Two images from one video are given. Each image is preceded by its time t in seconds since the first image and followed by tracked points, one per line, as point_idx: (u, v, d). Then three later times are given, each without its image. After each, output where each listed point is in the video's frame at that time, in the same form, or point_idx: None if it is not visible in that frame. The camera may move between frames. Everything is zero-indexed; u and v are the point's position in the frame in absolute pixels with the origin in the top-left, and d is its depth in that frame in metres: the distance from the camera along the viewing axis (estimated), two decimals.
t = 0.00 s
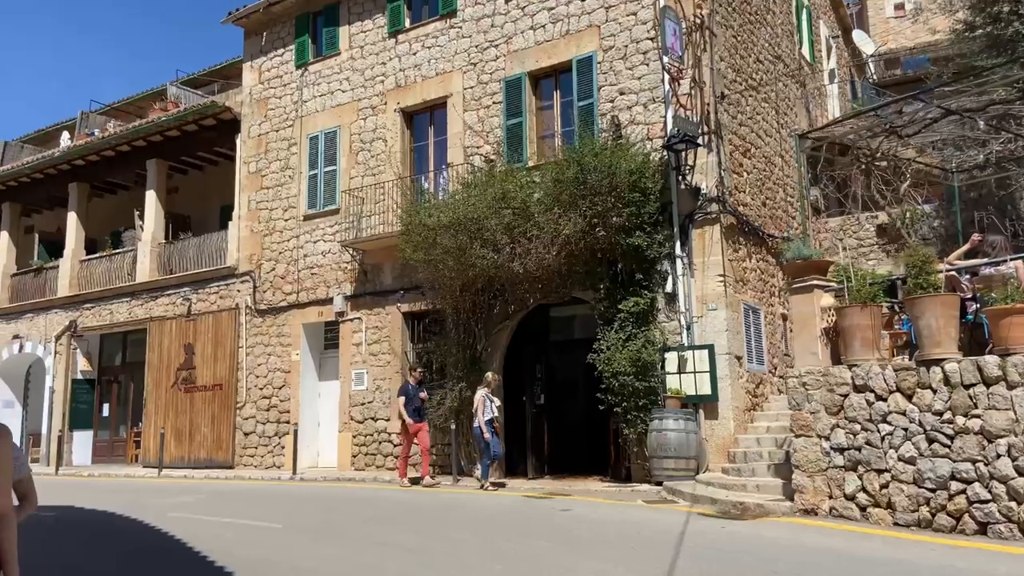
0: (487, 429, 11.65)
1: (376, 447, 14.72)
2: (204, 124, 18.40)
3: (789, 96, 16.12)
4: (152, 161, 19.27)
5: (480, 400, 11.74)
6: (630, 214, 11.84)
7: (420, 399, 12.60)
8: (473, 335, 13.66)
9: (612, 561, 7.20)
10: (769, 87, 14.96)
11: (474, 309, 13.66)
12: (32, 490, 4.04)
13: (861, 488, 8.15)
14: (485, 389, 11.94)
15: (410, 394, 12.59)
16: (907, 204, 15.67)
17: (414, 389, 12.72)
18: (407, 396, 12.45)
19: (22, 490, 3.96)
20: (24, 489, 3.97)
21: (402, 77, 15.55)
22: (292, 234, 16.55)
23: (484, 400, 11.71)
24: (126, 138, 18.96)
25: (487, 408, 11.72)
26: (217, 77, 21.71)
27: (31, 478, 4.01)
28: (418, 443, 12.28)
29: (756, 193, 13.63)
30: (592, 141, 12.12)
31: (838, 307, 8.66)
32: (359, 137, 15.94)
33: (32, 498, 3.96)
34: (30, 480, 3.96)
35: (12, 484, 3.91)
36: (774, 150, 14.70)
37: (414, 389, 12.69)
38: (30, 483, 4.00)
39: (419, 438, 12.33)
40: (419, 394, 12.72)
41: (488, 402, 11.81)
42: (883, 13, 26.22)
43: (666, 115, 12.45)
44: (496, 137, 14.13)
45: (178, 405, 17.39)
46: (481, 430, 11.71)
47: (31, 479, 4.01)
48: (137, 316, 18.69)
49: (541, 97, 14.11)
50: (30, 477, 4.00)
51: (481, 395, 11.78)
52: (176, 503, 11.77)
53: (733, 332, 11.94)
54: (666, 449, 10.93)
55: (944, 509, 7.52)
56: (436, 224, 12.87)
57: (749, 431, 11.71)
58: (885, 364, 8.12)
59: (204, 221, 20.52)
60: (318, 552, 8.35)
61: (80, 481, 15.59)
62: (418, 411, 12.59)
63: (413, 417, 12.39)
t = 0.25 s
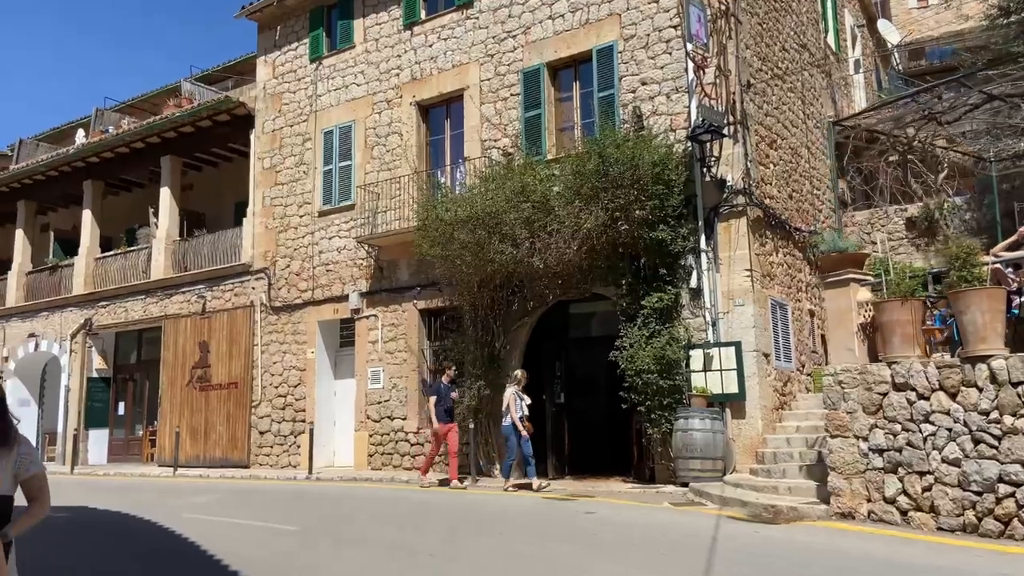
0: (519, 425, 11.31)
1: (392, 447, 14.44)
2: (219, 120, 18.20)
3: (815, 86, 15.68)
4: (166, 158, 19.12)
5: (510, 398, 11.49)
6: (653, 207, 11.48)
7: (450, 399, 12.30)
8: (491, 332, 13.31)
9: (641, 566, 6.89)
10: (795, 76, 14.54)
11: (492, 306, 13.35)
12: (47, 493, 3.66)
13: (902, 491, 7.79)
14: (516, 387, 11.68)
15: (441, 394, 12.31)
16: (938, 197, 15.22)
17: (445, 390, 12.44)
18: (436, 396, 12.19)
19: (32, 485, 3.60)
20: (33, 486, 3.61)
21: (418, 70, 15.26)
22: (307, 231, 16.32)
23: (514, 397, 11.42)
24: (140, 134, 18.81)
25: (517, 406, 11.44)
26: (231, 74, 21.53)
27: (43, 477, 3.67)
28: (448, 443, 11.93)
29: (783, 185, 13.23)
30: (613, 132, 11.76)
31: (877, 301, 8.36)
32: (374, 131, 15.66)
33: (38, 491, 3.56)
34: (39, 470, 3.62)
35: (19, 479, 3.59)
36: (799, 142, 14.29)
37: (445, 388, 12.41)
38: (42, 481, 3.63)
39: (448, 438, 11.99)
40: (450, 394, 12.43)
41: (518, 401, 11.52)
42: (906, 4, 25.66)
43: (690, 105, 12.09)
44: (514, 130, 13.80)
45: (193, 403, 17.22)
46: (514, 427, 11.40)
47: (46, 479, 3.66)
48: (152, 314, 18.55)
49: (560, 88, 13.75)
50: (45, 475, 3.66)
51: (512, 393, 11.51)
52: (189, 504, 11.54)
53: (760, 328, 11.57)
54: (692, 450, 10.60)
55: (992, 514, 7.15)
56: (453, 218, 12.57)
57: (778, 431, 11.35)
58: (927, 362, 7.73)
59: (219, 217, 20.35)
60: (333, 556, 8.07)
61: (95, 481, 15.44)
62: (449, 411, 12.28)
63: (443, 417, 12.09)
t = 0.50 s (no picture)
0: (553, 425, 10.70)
1: (411, 445, 14.19)
2: (235, 115, 18.04)
3: (843, 75, 15.25)
4: (183, 154, 18.99)
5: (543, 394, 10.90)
6: (679, 198, 11.12)
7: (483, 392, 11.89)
8: (511, 328, 12.97)
9: (675, 571, 6.57)
10: (823, 64, 14.13)
11: (512, 300, 12.95)
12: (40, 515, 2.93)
13: (947, 492, 7.42)
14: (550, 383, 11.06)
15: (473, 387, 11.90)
16: (971, 188, 14.77)
17: (479, 382, 12.01)
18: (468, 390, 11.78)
19: (23, 500, 2.90)
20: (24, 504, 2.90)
21: (436, 62, 14.99)
22: (324, 226, 16.11)
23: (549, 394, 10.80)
24: (156, 130, 18.69)
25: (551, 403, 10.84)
26: (247, 69, 21.38)
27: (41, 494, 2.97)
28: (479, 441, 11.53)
29: (812, 176, 12.86)
30: (637, 122, 11.41)
31: (919, 293, 8.02)
32: (392, 125, 15.42)
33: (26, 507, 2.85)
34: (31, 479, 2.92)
35: (10, 493, 2.91)
36: (828, 131, 13.89)
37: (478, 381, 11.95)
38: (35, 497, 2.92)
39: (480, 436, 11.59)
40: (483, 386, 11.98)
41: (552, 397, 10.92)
42: None
43: (717, 93, 11.73)
44: (535, 121, 13.51)
45: (211, 401, 17.08)
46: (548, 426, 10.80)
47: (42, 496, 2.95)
48: (169, 311, 18.43)
49: (581, 78, 13.43)
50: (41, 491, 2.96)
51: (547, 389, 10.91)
52: (205, 503, 11.35)
53: (791, 323, 11.21)
54: (721, 448, 10.27)
55: None
56: (473, 212, 12.28)
57: (809, 429, 10.99)
58: (973, 357, 7.36)
59: (235, 214, 20.22)
60: (351, 557, 7.81)
61: (113, 479, 15.33)
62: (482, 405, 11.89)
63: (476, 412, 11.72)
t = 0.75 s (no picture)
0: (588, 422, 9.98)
1: (433, 442, 13.95)
2: (254, 109, 17.89)
3: (874, 62, 14.80)
4: (202, 149, 18.89)
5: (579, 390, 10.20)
6: (709, 188, 10.77)
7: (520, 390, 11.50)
8: (535, 323, 12.67)
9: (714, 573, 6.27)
10: (855, 51, 13.70)
11: (536, 294, 12.64)
12: (40, 510, 2.69)
13: (998, 492, 7.07)
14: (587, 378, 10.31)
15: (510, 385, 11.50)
16: (1010, 177, 14.27)
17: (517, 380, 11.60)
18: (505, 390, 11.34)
19: (17, 497, 2.65)
20: (18, 505, 2.63)
21: (456, 52, 14.72)
22: (344, 220, 15.92)
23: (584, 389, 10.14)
24: (176, 126, 18.59)
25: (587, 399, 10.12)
26: (267, 64, 21.25)
27: (36, 485, 2.74)
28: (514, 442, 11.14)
29: (845, 165, 12.48)
30: (665, 109, 11.06)
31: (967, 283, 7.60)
32: (412, 117, 15.18)
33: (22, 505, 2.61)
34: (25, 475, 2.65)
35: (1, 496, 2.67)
36: (860, 119, 13.46)
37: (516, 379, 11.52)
38: (31, 493, 2.66)
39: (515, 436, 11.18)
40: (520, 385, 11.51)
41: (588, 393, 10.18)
42: None
43: (747, 80, 11.37)
44: (558, 111, 13.20)
45: (231, 397, 16.96)
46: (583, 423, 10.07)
47: (39, 491, 2.70)
48: (189, 307, 18.34)
49: (605, 67, 13.09)
50: (38, 485, 2.71)
51: (582, 384, 10.29)
52: (226, 501, 11.19)
53: (825, 317, 10.84)
54: (754, 446, 9.93)
55: None
56: (495, 204, 11.99)
57: (844, 426, 10.62)
58: None
59: (255, 210, 20.10)
60: (374, 557, 7.57)
61: (134, 476, 15.28)
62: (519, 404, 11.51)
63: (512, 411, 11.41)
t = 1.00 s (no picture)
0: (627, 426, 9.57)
1: (457, 442, 13.70)
2: (274, 105, 17.75)
3: (910, 49, 14.32)
4: (223, 147, 18.79)
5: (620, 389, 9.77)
6: (741, 180, 10.40)
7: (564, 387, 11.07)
8: (560, 319, 12.36)
9: None
10: (890, 37, 13.24)
11: (562, 290, 12.33)
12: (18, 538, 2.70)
13: None
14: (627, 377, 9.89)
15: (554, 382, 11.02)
16: None
17: (560, 376, 11.17)
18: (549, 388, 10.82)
19: None
20: None
21: (478, 44, 14.45)
22: (365, 216, 15.72)
23: (624, 388, 9.72)
24: (196, 123, 18.51)
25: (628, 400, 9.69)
26: (287, 60, 21.12)
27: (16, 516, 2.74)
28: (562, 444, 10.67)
29: (882, 155, 12.05)
30: (695, 98, 10.70)
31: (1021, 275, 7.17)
32: (433, 111, 14.93)
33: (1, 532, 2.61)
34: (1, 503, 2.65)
35: None
36: (897, 109, 13.01)
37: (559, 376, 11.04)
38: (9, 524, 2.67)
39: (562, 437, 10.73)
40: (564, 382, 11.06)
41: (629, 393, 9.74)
42: None
43: (780, 68, 11.00)
44: (583, 103, 12.88)
45: (253, 396, 16.84)
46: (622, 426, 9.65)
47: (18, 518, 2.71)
48: (211, 305, 18.25)
49: (632, 56, 12.74)
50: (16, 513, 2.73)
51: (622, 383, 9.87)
52: (248, 501, 11.03)
53: (864, 312, 10.44)
54: (790, 447, 9.57)
55: None
56: (520, 198, 11.70)
57: (884, 426, 10.23)
58: None
59: (276, 207, 19.98)
60: (398, 560, 7.34)
61: (157, 475, 15.19)
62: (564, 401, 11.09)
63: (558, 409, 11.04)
